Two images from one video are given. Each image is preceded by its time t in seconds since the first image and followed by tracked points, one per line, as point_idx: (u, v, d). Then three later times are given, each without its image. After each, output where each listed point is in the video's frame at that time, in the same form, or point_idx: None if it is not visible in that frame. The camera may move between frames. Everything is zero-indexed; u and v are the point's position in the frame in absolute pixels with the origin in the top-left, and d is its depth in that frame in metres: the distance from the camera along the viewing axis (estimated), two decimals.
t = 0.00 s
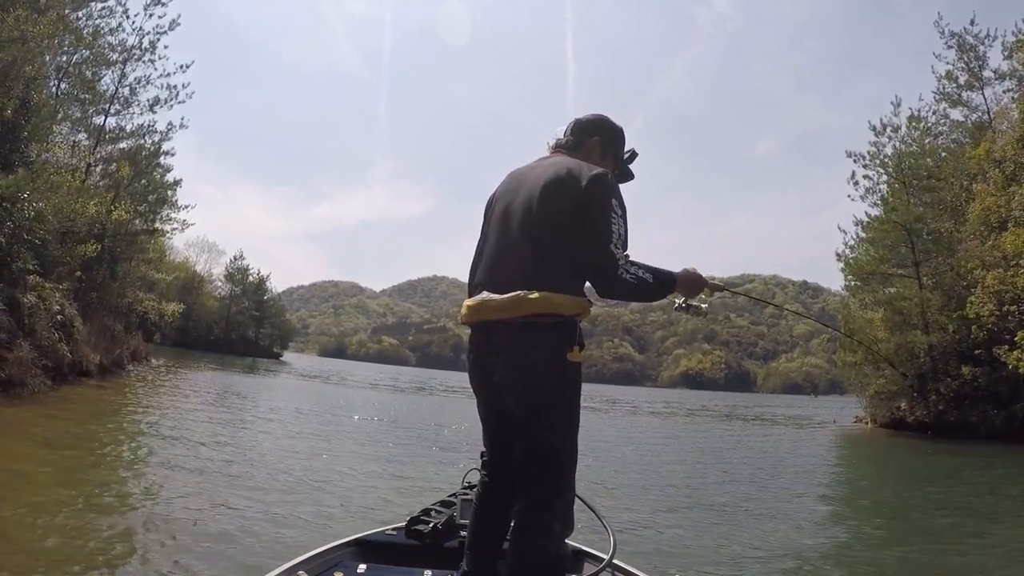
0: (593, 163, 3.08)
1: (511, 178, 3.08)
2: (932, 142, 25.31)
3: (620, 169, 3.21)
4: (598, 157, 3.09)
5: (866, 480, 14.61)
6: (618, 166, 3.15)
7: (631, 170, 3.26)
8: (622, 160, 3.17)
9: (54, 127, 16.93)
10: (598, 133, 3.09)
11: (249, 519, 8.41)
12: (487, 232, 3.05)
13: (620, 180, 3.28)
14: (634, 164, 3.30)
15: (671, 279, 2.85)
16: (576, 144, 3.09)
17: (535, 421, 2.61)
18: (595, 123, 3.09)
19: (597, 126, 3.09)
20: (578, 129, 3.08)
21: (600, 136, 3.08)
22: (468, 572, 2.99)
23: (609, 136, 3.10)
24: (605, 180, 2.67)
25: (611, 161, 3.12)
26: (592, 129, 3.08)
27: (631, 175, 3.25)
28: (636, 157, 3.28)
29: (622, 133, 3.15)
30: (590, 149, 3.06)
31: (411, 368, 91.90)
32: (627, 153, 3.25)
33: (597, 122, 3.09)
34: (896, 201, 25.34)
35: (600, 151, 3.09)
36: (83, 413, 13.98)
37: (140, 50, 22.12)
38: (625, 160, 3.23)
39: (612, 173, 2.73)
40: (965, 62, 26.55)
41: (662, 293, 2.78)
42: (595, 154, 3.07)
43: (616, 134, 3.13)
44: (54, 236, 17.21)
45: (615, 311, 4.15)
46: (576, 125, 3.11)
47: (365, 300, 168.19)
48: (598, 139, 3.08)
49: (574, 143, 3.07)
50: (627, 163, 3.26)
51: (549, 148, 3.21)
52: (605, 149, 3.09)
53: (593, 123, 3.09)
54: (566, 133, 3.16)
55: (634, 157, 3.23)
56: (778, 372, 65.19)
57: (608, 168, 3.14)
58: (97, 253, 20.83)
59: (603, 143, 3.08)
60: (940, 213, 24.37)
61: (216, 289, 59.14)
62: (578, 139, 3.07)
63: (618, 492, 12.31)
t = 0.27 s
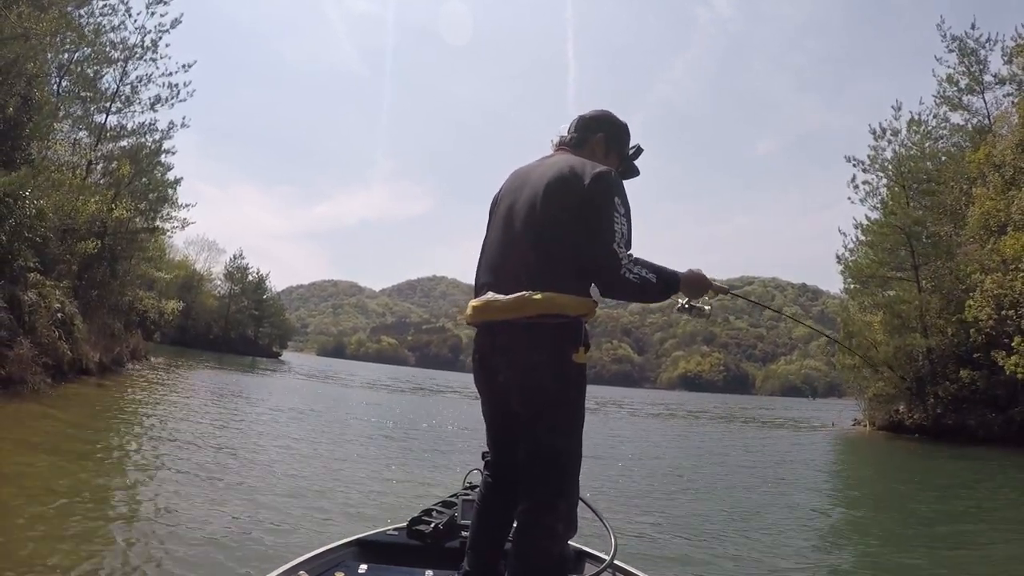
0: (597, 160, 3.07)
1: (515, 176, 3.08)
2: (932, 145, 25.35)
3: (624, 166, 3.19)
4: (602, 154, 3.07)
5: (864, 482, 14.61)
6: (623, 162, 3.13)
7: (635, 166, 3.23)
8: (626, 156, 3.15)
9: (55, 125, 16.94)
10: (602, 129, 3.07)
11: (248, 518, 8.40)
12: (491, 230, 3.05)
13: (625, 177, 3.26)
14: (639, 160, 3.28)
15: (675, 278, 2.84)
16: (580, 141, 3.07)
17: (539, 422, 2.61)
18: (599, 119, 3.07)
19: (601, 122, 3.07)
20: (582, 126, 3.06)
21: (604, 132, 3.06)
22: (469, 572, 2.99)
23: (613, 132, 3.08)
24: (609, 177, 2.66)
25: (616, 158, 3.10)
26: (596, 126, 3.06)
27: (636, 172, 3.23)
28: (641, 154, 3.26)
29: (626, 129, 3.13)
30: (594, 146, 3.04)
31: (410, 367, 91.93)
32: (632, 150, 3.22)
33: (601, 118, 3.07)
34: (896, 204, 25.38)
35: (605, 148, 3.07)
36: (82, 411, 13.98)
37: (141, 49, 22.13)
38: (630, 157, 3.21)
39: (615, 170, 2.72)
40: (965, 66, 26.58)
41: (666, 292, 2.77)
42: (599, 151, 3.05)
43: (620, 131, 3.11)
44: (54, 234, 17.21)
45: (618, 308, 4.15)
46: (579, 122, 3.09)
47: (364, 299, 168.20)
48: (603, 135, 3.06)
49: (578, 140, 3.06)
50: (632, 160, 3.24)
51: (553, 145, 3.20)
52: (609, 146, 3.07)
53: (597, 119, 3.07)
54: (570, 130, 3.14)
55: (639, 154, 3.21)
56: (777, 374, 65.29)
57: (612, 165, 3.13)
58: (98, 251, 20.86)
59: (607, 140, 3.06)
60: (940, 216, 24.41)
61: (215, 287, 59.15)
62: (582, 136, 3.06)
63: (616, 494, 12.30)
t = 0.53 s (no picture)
0: (594, 154, 3.03)
1: (513, 174, 3.08)
2: (929, 143, 25.38)
3: (622, 158, 3.15)
4: (599, 147, 3.03)
5: (862, 480, 14.62)
6: (620, 155, 3.10)
7: (633, 158, 3.20)
8: (624, 149, 3.12)
9: (52, 128, 16.92)
10: (598, 122, 3.04)
11: (247, 520, 8.40)
12: (490, 229, 3.06)
13: (624, 169, 3.22)
14: (637, 152, 3.24)
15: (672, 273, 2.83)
16: (576, 136, 3.05)
17: (538, 422, 2.61)
18: (595, 112, 3.03)
19: (598, 115, 3.03)
20: (578, 119, 3.03)
21: (601, 126, 3.02)
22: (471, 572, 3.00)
23: (611, 126, 3.04)
24: (603, 174, 2.64)
25: (613, 151, 3.07)
26: (592, 119, 3.02)
27: (634, 164, 3.19)
28: (639, 145, 3.22)
29: (623, 121, 3.09)
30: (590, 140, 3.01)
31: (408, 368, 91.92)
32: (630, 142, 3.19)
33: (597, 111, 3.03)
34: (893, 202, 25.43)
35: (601, 141, 3.03)
36: (82, 414, 13.98)
37: (139, 51, 22.10)
38: (628, 149, 3.17)
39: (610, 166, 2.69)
40: (962, 64, 26.62)
41: (662, 289, 2.77)
42: (596, 144, 3.02)
43: (618, 123, 3.08)
44: (53, 237, 17.19)
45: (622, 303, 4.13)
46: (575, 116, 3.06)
47: (362, 300, 168.23)
48: (599, 129, 3.03)
49: (575, 134, 3.03)
50: (630, 151, 3.20)
51: (550, 139, 3.18)
52: (606, 140, 3.04)
53: (593, 112, 3.03)
54: (566, 123, 3.11)
55: (636, 145, 3.17)
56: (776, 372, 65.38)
57: (610, 158, 3.09)
58: (97, 254, 20.87)
59: (604, 133, 3.02)
60: (937, 214, 24.45)
61: (214, 289, 59.13)
62: (578, 129, 3.02)
63: (615, 493, 12.31)
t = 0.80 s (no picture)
0: (591, 146, 3.00)
1: (512, 171, 3.08)
2: (925, 142, 25.44)
3: (621, 150, 3.12)
4: (596, 140, 3.00)
5: (859, 478, 14.65)
6: (619, 146, 3.06)
7: (632, 149, 3.16)
8: (623, 140, 3.08)
9: (50, 129, 16.91)
10: (595, 114, 3.01)
11: (246, 521, 8.41)
12: (491, 227, 3.06)
13: (623, 161, 3.19)
14: (636, 142, 3.20)
15: (673, 270, 2.80)
16: (573, 130, 3.02)
17: (540, 422, 2.59)
18: (592, 104, 3.00)
19: (595, 109, 3.00)
20: (574, 112, 3.00)
21: (598, 118, 2.99)
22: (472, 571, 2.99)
23: (608, 118, 3.01)
24: (600, 170, 2.62)
25: (612, 143, 3.03)
26: (590, 112, 2.99)
27: (633, 154, 3.16)
28: (638, 135, 3.18)
29: (621, 112, 3.05)
30: (587, 133, 2.98)
31: (406, 368, 91.94)
32: (629, 131, 3.15)
33: (594, 103, 3.00)
34: (889, 201, 25.49)
35: (598, 134, 3.00)
36: (80, 416, 13.96)
37: (136, 52, 22.07)
38: (626, 140, 3.13)
39: (606, 162, 2.67)
40: (958, 63, 26.69)
41: (663, 285, 2.74)
42: (593, 137, 2.99)
43: (615, 116, 3.04)
44: (50, 238, 17.16)
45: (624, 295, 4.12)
46: (572, 108, 3.03)
47: (360, 300, 168.11)
48: (596, 121, 3.00)
49: (571, 127, 3.00)
50: (629, 142, 3.17)
51: (547, 133, 3.15)
52: (604, 132, 3.01)
53: (589, 104, 2.99)
54: (563, 116, 3.08)
55: (635, 136, 3.13)
56: (773, 371, 65.53)
57: (609, 151, 3.06)
58: (94, 255, 20.85)
59: (601, 125, 2.99)
60: (933, 212, 24.52)
61: (211, 290, 59.05)
62: (575, 123, 3.00)
63: (613, 492, 12.32)
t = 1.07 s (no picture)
0: (596, 146, 2.98)
1: (516, 171, 3.07)
2: (923, 144, 25.49)
3: (626, 150, 3.10)
4: (601, 140, 2.98)
5: (855, 479, 14.69)
6: (624, 147, 3.04)
7: (637, 150, 3.14)
8: (627, 140, 3.07)
9: (48, 126, 16.85)
10: (601, 113, 2.97)
11: (244, 520, 8.40)
12: (495, 228, 3.06)
13: (627, 161, 3.17)
14: (642, 142, 3.18)
15: (676, 271, 2.77)
16: (577, 129, 3.00)
17: (544, 423, 2.55)
18: (598, 103, 2.97)
19: (599, 108, 2.97)
20: (580, 112, 2.98)
21: (603, 118, 2.97)
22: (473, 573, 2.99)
23: (613, 118, 2.99)
24: (603, 171, 2.61)
25: (616, 143, 3.01)
26: (595, 111, 2.96)
27: (637, 154, 3.14)
28: (644, 135, 3.16)
29: (627, 111, 3.02)
30: (592, 132, 2.96)
31: (403, 367, 91.90)
32: (634, 133, 3.13)
33: (599, 103, 2.97)
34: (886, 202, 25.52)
35: (603, 134, 2.98)
36: (77, 414, 13.91)
37: (134, 50, 22.01)
38: (632, 140, 3.11)
39: (609, 163, 2.65)
40: (956, 65, 26.74)
41: (666, 287, 2.71)
42: (598, 136, 2.97)
43: (620, 116, 3.02)
44: (48, 236, 17.10)
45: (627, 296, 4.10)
46: (577, 108, 3.00)
47: (356, 298, 167.93)
48: (600, 121, 2.97)
49: (576, 126, 2.98)
50: (635, 142, 3.14)
51: (551, 132, 3.13)
52: (608, 132, 2.98)
53: (596, 103, 2.96)
54: (569, 114, 3.05)
55: (641, 136, 3.11)
56: (770, 372, 65.65)
57: (613, 151, 3.04)
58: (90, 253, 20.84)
59: (606, 125, 2.97)
60: (930, 214, 24.57)
61: (208, 288, 58.98)
62: (580, 122, 2.98)
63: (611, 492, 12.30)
